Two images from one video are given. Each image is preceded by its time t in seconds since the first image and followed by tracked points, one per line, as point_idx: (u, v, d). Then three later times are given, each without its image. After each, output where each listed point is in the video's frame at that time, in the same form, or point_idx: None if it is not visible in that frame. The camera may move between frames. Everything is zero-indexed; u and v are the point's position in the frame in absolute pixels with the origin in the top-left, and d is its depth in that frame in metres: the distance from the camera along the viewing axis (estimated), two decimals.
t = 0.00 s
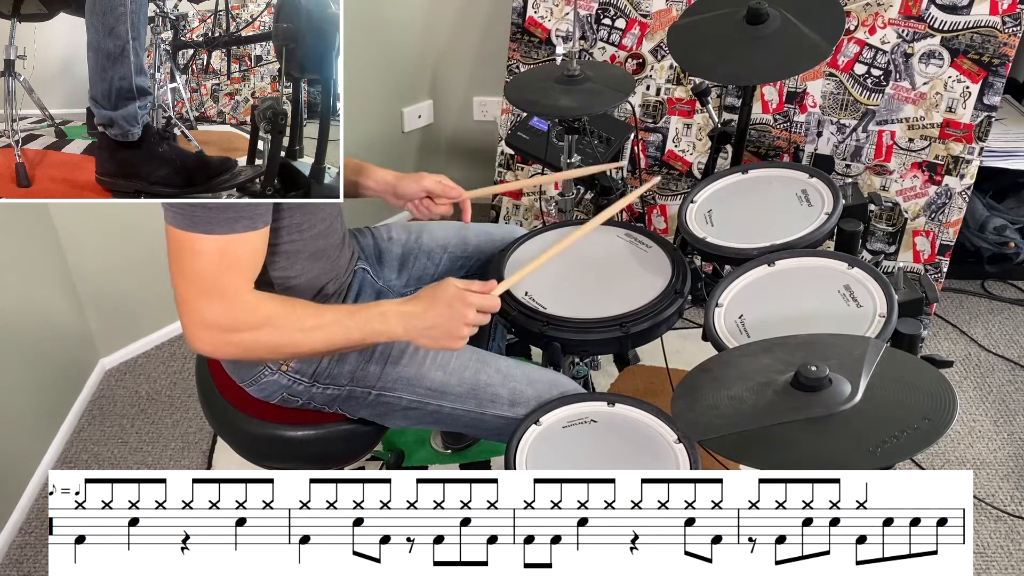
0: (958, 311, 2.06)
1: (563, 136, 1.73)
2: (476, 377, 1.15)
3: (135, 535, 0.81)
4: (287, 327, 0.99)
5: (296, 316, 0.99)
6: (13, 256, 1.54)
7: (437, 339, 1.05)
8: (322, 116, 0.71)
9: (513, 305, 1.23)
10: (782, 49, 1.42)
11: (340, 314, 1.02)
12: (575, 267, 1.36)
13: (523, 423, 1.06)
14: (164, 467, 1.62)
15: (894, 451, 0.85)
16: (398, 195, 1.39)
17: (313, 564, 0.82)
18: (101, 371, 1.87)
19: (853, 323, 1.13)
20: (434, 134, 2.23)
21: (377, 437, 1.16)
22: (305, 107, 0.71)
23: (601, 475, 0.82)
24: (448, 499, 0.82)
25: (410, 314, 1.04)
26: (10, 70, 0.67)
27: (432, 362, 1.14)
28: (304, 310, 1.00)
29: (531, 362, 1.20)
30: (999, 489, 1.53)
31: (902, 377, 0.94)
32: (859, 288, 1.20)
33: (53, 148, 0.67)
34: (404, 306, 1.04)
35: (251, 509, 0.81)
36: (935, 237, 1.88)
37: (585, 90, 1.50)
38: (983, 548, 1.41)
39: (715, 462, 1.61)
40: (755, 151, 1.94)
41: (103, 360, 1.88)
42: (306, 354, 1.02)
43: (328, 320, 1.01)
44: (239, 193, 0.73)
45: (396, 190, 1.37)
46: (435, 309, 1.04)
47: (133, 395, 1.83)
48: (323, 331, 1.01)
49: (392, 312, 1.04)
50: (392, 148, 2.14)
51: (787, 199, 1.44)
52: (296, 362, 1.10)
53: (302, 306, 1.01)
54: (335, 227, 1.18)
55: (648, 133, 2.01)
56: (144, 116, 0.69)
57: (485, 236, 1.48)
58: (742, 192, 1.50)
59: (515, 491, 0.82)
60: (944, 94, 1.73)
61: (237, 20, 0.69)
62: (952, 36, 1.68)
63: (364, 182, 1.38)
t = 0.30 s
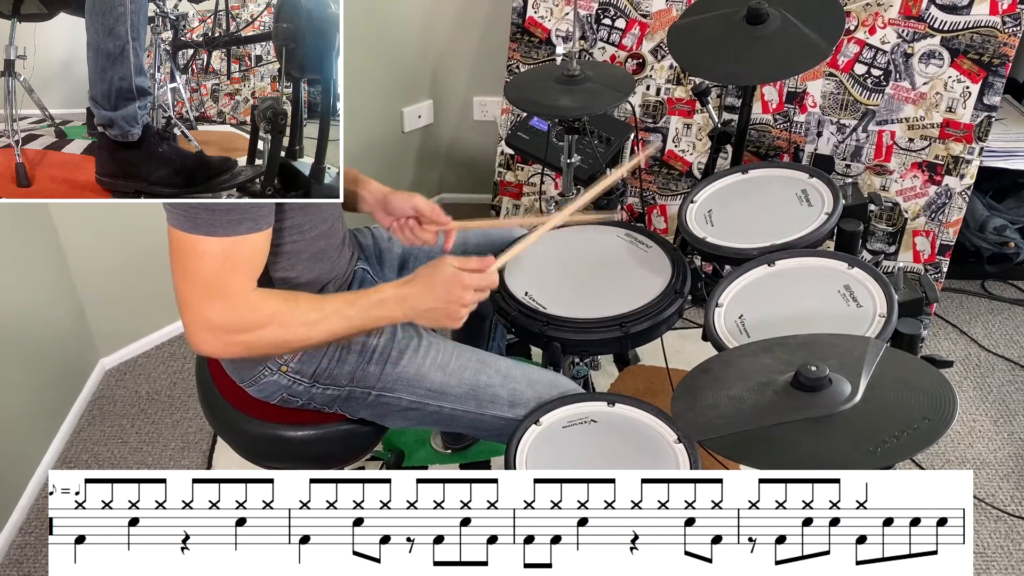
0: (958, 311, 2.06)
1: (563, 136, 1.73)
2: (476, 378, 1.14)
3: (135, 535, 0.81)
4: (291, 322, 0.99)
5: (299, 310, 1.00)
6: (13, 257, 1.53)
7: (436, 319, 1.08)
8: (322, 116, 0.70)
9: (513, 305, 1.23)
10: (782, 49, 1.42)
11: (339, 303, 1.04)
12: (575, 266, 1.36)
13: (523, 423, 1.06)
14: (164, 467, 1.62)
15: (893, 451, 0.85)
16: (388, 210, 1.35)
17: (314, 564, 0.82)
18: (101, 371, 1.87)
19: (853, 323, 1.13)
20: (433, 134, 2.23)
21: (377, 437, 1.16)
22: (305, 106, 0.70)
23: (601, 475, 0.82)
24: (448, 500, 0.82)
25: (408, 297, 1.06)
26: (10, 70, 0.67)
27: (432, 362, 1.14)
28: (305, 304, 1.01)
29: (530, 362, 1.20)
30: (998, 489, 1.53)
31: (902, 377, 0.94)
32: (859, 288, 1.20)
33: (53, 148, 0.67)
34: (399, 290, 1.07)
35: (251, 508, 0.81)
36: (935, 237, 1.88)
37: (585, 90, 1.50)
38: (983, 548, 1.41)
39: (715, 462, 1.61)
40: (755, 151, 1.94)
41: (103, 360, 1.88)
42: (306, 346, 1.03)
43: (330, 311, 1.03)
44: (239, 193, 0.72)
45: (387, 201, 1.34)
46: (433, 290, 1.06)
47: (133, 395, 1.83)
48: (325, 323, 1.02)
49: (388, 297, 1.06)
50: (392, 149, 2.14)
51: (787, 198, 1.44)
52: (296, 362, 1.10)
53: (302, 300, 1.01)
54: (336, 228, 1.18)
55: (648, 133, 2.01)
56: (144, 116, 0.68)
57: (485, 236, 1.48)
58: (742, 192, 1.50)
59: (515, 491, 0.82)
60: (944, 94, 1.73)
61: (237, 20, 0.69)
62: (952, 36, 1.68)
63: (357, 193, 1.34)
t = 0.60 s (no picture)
0: (958, 311, 2.06)
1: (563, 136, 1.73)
2: (476, 379, 1.14)
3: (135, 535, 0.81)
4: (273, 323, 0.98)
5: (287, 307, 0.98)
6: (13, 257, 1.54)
7: (429, 283, 1.05)
8: (322, 116, 0.68)
9: (513, 305, 1.23)
10: (782, 49, 1.42)
11: (329, 285, 1.03)
12: (576, 266, 1.36)
13: (523, 423, 1.06)
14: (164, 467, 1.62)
15: (893, 451, 0.85)
16: (375, 219, 1.35)
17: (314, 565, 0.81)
18: (101, 371, 1.87)
19: (853, 323, 1.13)
20: (434, 134, 2.23)
21: (377, 437, 1.16)
22: (305, 107, 0.68)
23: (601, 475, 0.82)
24: (448, 500, 0.82)
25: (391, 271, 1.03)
26: (10, 70, 0.67)
27: (432, 363, 1.13)
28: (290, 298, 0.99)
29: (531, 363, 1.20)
30: (999, 489, 1.53)
31: (902, 377, 0.94)
32: (859, 288, 1.20)
33: (53, 148, 0.66)
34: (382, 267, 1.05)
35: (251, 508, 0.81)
36: (935, 237, 1.88)
37: (585, 90, 1.50)
38: (983, 548, 1.41)
39: (715, 462, 1.61)
40: (755, 151, 1.94)
41: (103, 360, 1.88)
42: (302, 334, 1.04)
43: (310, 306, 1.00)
44: (239, 193, 0.71)
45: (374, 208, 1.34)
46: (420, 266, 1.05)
47: (133, 395, 1.83)
48: (320, 307, 1.02)
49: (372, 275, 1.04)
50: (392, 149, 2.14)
51: (787, 198, 1.44)
52: (296, 362, 1.09)
53: (292, 288, 1.01)
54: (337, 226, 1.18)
55: (648, 133, 2.01)
56: (143, 117, 0.67)
57: (485, 236, 1.49)
58: (742, 192, 1.50)
59: (515, 491, 0.82)
60: (944, 94, 1.73)
61: (238, 20, 0.67)
62: (952, 37, 1.68)
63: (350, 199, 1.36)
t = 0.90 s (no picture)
0: (958, 310, 2.06)
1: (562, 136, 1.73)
2: (474, 366, 1.15)
3: (137, 531, 0.81)
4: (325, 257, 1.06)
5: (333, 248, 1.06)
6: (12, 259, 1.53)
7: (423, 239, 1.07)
8: (322, 116, 0.67)
9: (513, 305, 1.23)
10: (781, 49, 1.42)
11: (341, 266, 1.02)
12: (574, 265, 1.36)
13: (523, 423, 1.05)
14: (164, 467, 1.62)
15: (893, 451, 0.85)
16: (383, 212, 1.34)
17: (318, 562, 0.82)
18: (101, 371, 1.86)
19: (853, 323, 1.13)
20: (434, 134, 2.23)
21: (378, 434, 1.16)
22: (306, 107, 0.67)
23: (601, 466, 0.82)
24: (447, 494, 0.82)
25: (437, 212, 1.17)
26: (10, 70, 0.63)
27: (429, 351, 1.15)
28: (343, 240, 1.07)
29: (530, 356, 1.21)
30: (998, 488, 1.53)
31: (903, 377, 0.94)
32: (859, 288, 1.20)
33: (53, 148, 0.64)
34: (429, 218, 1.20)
35: (252, 506, 0.81)
36: (934, 237, 1.89)
37: (585, 90, 1.50)
38: (983, 548, 1.41)
39: (715, 462, 1.61)
40: (755, 151, 1.95)
41: (103, 360, 1.87)
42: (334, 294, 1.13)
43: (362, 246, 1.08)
44: (240, 193, 0.70)
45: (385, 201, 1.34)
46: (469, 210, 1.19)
47: (133, 395, 1.83)
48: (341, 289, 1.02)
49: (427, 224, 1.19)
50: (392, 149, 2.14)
51: (787, 198, 1.44)
52: (294, 360, 1.09)
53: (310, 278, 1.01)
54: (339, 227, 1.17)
55: (648, 133, 2.01)
56: (150, 114, 0.66)
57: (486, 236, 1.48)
58: (742, 192, 1.50)
59: (513, 486, 0.82)
60: (944, 94, 1.73)
61: (237, 20, 0.64)
62: (952, 37, 1.67)
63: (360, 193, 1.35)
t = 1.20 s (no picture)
0: (958, 310, 2.06)
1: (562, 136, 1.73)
2: (478, 363, 1.15)
3: (138, 533, 0.81)
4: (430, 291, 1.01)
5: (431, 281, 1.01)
6: (11, 259, 1.52)
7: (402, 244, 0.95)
8: (322, 116, 0.67)
9: (513, 305, 1.24)
10: (782, 49, 1.42)
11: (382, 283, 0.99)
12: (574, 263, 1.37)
13: (523, 423, 1.05)
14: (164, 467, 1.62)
15: (894, 451, 0.85)
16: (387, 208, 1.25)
17: (318, 562, 0.82)
18: (101, 371, 1.87)
19: (853, 323, 1.14)
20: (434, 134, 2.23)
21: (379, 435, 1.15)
22: (306, 107, 0.67)
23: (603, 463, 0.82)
24: (449, 493, 0.82)
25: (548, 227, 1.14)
26: (10, 70, 0.63)
27: (434, 350, 1.14)
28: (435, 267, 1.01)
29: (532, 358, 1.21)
30: (998, 488, 1.53)
31: (903, 377, 0.94)
32: (859, 288, 1.21)
33: (53, 148, 0.63)
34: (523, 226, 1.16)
35: (252, 506, 0.81)
36: (934, 237, 1.89)
37: (585, 90, 1.50)
38: (983, 548, 1.41)
39: (715, 462, 1.61)
40: (755, 151, 1.95)
41: (103, 360, 1.88)
42: (368, 299, 1.11)
43: (456, 268, 1.05)
44: (240, 193, 0.68)
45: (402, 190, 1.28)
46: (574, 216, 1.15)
47: (133, 395, 1.83)
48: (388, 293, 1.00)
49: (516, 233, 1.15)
50: (392, 149, 2.14)
51: (787, 198, 1.44)
52: (300, 359, 1.09)
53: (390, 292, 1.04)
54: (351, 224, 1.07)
55: (648, 133, 2.01)
56: (152, 115, 0.65)
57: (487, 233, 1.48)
58: (742, 192, 1.50)
59: (514, 485, 0.82)
60: (944, 94, 1.73)
61: (237, 20, 0.65)
62: (952, 36, 1.67)
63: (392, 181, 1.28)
